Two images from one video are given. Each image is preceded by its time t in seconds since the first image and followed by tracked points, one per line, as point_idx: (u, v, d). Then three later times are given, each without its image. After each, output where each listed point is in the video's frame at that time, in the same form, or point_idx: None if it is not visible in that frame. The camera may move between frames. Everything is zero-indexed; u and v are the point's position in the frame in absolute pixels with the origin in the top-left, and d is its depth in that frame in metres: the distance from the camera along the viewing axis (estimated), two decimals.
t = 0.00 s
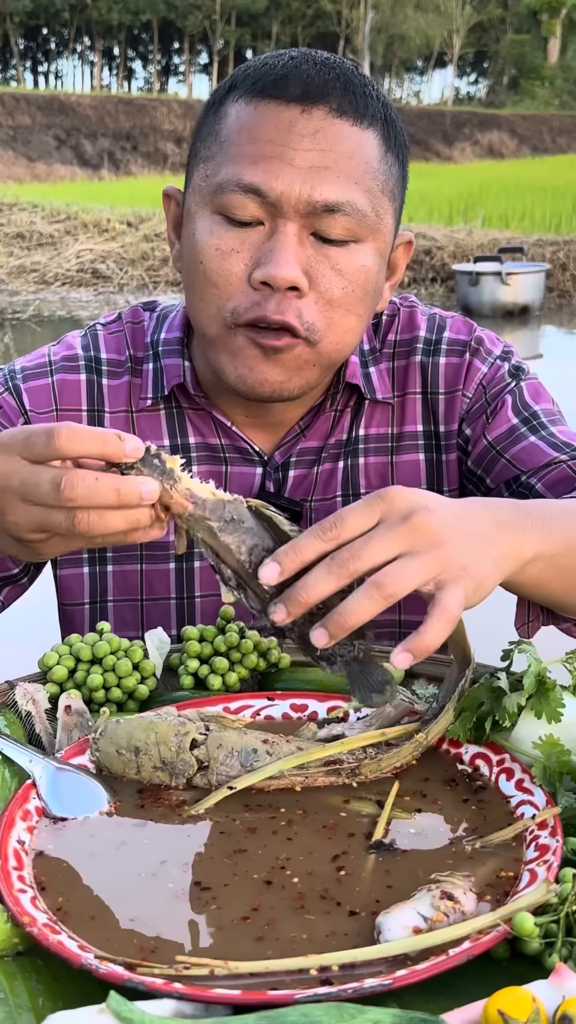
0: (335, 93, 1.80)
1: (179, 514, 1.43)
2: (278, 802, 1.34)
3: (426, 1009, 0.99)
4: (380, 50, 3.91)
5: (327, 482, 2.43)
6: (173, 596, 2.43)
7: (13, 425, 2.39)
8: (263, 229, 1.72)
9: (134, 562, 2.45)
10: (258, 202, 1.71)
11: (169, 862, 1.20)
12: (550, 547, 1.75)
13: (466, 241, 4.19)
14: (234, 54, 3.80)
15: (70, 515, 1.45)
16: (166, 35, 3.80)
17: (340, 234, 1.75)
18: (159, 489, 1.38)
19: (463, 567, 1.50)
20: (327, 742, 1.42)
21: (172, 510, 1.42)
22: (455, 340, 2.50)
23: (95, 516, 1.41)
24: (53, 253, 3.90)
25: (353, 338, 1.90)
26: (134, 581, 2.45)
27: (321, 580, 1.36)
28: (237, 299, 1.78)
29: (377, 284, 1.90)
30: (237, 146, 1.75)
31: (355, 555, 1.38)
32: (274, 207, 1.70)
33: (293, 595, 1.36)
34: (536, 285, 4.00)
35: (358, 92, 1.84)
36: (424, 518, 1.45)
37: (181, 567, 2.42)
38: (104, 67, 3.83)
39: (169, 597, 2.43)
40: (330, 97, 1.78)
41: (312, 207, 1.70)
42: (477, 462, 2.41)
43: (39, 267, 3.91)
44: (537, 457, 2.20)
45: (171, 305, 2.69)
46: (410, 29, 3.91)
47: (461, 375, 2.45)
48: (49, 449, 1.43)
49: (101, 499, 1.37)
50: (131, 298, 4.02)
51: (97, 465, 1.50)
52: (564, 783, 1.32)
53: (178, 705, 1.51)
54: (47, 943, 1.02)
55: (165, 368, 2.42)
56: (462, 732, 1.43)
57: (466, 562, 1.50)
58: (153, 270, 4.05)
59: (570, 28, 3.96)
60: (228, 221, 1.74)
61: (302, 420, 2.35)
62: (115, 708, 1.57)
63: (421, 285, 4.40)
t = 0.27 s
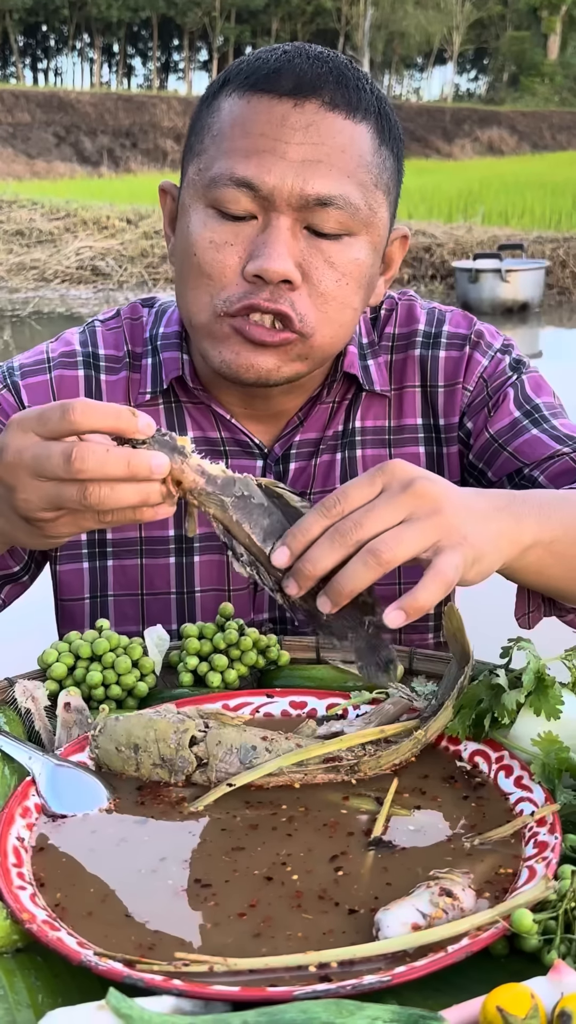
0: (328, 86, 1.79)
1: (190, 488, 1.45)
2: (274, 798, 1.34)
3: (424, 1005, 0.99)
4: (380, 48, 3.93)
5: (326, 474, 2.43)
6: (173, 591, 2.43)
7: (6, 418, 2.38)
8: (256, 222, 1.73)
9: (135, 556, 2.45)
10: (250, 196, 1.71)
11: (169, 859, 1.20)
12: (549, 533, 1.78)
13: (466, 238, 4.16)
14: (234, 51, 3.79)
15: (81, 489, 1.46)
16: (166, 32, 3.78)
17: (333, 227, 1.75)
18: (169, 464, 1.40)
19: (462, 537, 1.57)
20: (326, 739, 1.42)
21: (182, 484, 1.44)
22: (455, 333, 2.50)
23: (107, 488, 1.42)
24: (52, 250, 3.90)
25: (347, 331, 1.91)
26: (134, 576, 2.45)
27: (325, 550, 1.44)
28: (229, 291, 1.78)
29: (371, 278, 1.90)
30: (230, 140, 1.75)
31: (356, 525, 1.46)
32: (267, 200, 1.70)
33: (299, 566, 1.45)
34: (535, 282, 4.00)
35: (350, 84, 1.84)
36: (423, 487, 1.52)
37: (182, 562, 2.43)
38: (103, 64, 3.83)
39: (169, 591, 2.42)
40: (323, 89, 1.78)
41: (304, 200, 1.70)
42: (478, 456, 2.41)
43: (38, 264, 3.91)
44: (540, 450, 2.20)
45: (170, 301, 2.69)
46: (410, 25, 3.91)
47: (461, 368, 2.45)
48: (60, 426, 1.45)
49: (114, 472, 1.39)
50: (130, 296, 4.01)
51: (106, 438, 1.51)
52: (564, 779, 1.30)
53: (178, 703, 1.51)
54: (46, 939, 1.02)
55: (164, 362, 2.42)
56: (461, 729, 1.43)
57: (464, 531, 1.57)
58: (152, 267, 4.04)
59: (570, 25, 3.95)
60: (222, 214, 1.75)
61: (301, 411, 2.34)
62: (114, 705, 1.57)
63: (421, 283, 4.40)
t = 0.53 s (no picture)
0: (326, 78, 1.78)
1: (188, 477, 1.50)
2: (277, 795, 1.33)
3: (430, 1002, 0.99)
4: (380, 44, 3.89)
5: (331, 472, 2.43)
6: (177, 588, 2.43)
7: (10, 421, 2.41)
8: (257, 217, 1.73)
9: (137, 553, 2.44)
10: (250, 190, 1.70)
11: (172, 855, 1.20)
12: (555, 548, 1.79)
13: (467, 235, 4.16)
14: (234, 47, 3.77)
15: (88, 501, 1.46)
16: (166, 29, 3.76)
17: (334, 220, 1.74)
18: (168, 463, 1.40)
19: (480, 540, 1.57)
20: (328, 735, 1.42)
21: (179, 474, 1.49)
22: (463, 332, 2.49)
23: (112, 497, 1.44)
24: (53, 247, 3.88)
25: (351, 324, 1.90)
26: (137, 573, 2.45)
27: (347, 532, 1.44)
28: (232, 286, 1.77)
29: (373, 271, 1.89)
30: (228, 135, 1.74)
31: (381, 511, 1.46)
32: (267, 195, 1.70)
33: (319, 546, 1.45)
34: (536, 281, 4.05)
35: (348, 76, 1.83)
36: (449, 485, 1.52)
37: (184, 559, 2.42)
38: (104, 61, 3.82)
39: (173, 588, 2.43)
40: (320, 82, 1.77)
41: (305, 193, 1.70)
42: (486, 457, 2.42)
43: (39, 262, 3.89)
44: (550, 454, 2.22)
45: (170, 298, 2.68)
46: (410, 22, 3.87)
47: (469, 366, 2.44)
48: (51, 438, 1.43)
49: (114, 484, 1.39)
50: (131, 293, 4.00)
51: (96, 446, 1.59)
52: (566, 777, 1.32)
53: (180, 699, 1.51)
54: (49, 936, 1.02)
55: (165, 358, 2.41)
56: (464, 725, 1.43)
57: (483, 533, 1.58)
58: (153, 265, 4.03)
59: (570, 23, 3.95)
60: (222, 210, 1.74)
61: (305, 408, 2.34)
62: (117, 701, 1.56)
63: (421, 280, 4.35)
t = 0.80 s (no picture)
0: (323, 82, 1.78)
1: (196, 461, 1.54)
2: (277, 793, 1.33)
3: (429, 997, 0.99)
4: (380, 42, 3.88)
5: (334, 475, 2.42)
6: (179, 593, 2.43)
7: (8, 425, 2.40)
8: (256, 222, 1.72)
9: (140, 557, 2.44)
10: (249, 195, 1.70)
11: (173, 850, 1.20)
12: (546, 547, 1.90)
13: (467, 232, 4.19)
14: (234, 45, 3.78)
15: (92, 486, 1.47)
16: (166, 27, 3.76)
17: (334, 224, 1.74)
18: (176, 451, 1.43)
19: (494, 512, 1.66)
20: (329, 732, 1.43)
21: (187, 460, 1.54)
22: (470, 337, 2.48)
23: (118, 481, 1.44)
24: (53, 245, 3.91)
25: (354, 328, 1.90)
26: (140, 576, 2.45)
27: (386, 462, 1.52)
28: (232, 293, 1.77)
29: (375, 273, 1.88)
30: (226, 139, 1.74)
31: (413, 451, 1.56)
32: (266, 199, 1.70)
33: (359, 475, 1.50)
34: (536, 277, 4.09)
35: (345, 79, 1.82)
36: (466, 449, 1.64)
37: (186, 562, 2.42)
38: (103, 58, 3.81)
39: (175, 592, 2.43)
40: (318, 86, 1.76)
41: (304, 197, 1.69)
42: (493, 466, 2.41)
43: (39, 260, 3.91)
44: (560, 466, 2.25)
45: (171, 298, 2.68)
46: (411, 20, 3.87)
47: (477, 373, 2.44)
48: (62, 422, 1.45)
49: (123, 465, 1.41)
50: (131, 291, 4.03)
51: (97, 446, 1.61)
52: (566, 773, 1.33)
53: (181, 696, 1.52)
54: (50, 931, 1.02)
55: (166, 360, 2.41)
56: (464, 722, 1.44)
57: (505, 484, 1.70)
58: (153, 262, 4.05)
59: (570, 20, 3.95)
60: (221, 216, 1.74)
61: (306, 411, 2.32)
62: (118, 698, 1.57)
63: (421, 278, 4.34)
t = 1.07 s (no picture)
0: (326, 88, 1.77)
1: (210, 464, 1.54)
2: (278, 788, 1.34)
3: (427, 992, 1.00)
4: (381, 41, 3.89)
5: (336, 480, 2.40)
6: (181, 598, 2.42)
7: (8, 430, 2.39)
8: (260, 230, 1.72)
9: (141, 561, 2.44)
10: (253, 203, 1.70)
11: (173, 847, 1.21)
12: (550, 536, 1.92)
13: (467, 231, 4.25)
14: (234, 44, 3.77)
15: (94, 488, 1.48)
16: (166, 26, 3.76)
17: (339, 231, 1.74)
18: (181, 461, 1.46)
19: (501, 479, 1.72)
20: (328, 729, 1.43)
21: (197, 464, 1.54)
22: (474, 342, 2.48)
23: (123, 483, 1.45)
24: (53, 244, 3.92)
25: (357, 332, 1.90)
26: (142, 582, 2.46)
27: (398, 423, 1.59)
28: (236, 300, 1.77)
29: (379, 278, 1.89)
30: (229, 147, 1.74)
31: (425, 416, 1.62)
32: (270, 208, 1.69)
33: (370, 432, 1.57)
34: (536, 275, 4.11)
35: (349, 84, 1.82)
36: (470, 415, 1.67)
37: (188, 567, 2.41)
38: (103, 57, 3.82)
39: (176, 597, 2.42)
40: (321, 92, 1.76)
41: (308, 205, 1.69)
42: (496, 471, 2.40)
43: (39, 259, 3.92)
44: (565, 473, 2.24)
45: (172, 301, 2.68)
46: (410, 18, 3.89)
47: (482, 378, 2.45)
48: (75, 417, 1.45)
49: (128, 466, 1.42)
50: (131, 290, 4.03)
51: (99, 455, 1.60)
52: (564, 770, 1.33)
53: (181, 694, 1.52)
54: (50, 927, 1.02)
55: (168, 366, 2.41)
56: (463, 719, 1.44)
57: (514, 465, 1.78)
58: (153, 261, 4.05)
59: (570, 19, 3.94)
60: (224, 223, 1.74)
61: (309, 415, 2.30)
62: (117, 695, 1.57)
63: (421, 276, 4.46)
